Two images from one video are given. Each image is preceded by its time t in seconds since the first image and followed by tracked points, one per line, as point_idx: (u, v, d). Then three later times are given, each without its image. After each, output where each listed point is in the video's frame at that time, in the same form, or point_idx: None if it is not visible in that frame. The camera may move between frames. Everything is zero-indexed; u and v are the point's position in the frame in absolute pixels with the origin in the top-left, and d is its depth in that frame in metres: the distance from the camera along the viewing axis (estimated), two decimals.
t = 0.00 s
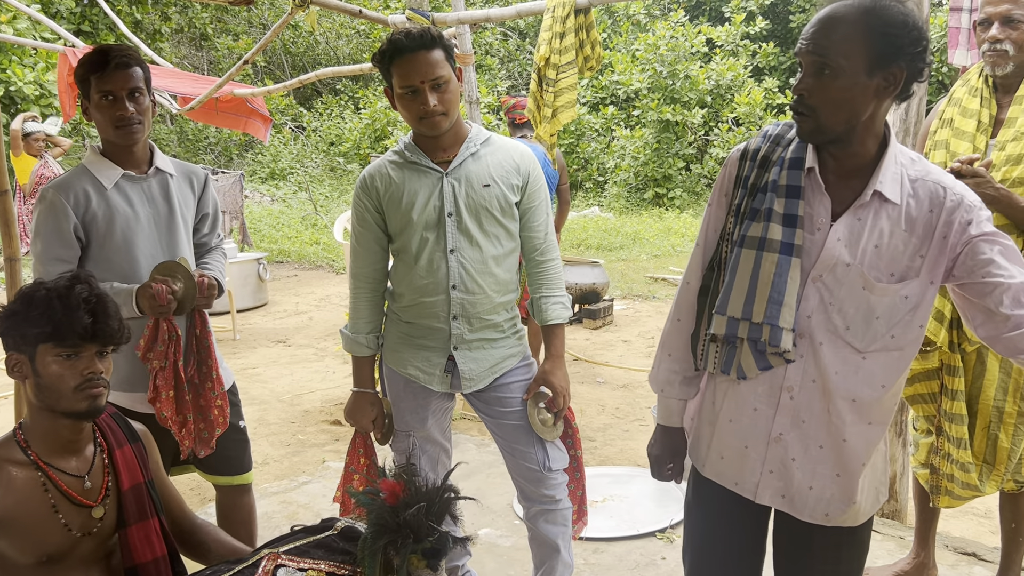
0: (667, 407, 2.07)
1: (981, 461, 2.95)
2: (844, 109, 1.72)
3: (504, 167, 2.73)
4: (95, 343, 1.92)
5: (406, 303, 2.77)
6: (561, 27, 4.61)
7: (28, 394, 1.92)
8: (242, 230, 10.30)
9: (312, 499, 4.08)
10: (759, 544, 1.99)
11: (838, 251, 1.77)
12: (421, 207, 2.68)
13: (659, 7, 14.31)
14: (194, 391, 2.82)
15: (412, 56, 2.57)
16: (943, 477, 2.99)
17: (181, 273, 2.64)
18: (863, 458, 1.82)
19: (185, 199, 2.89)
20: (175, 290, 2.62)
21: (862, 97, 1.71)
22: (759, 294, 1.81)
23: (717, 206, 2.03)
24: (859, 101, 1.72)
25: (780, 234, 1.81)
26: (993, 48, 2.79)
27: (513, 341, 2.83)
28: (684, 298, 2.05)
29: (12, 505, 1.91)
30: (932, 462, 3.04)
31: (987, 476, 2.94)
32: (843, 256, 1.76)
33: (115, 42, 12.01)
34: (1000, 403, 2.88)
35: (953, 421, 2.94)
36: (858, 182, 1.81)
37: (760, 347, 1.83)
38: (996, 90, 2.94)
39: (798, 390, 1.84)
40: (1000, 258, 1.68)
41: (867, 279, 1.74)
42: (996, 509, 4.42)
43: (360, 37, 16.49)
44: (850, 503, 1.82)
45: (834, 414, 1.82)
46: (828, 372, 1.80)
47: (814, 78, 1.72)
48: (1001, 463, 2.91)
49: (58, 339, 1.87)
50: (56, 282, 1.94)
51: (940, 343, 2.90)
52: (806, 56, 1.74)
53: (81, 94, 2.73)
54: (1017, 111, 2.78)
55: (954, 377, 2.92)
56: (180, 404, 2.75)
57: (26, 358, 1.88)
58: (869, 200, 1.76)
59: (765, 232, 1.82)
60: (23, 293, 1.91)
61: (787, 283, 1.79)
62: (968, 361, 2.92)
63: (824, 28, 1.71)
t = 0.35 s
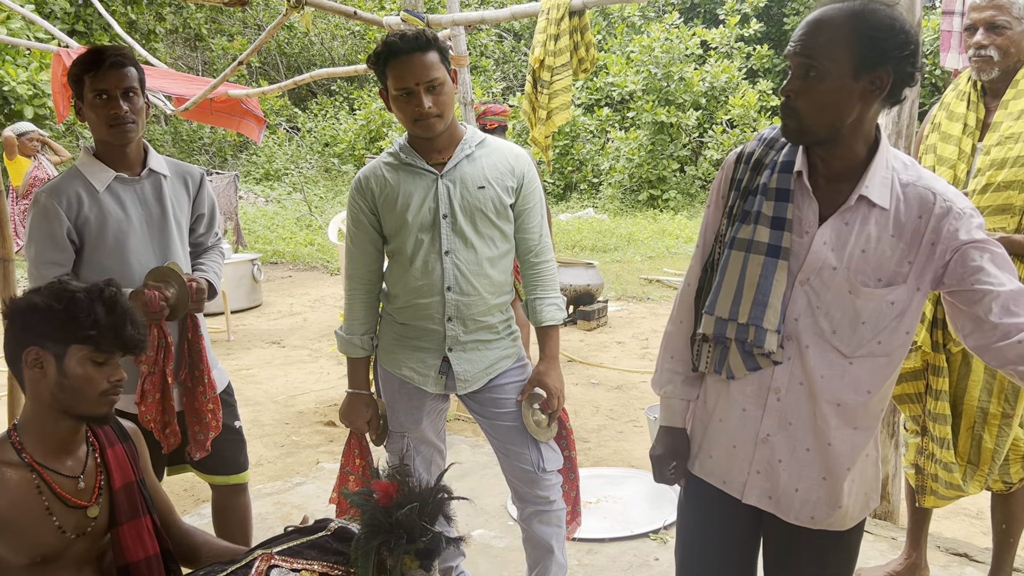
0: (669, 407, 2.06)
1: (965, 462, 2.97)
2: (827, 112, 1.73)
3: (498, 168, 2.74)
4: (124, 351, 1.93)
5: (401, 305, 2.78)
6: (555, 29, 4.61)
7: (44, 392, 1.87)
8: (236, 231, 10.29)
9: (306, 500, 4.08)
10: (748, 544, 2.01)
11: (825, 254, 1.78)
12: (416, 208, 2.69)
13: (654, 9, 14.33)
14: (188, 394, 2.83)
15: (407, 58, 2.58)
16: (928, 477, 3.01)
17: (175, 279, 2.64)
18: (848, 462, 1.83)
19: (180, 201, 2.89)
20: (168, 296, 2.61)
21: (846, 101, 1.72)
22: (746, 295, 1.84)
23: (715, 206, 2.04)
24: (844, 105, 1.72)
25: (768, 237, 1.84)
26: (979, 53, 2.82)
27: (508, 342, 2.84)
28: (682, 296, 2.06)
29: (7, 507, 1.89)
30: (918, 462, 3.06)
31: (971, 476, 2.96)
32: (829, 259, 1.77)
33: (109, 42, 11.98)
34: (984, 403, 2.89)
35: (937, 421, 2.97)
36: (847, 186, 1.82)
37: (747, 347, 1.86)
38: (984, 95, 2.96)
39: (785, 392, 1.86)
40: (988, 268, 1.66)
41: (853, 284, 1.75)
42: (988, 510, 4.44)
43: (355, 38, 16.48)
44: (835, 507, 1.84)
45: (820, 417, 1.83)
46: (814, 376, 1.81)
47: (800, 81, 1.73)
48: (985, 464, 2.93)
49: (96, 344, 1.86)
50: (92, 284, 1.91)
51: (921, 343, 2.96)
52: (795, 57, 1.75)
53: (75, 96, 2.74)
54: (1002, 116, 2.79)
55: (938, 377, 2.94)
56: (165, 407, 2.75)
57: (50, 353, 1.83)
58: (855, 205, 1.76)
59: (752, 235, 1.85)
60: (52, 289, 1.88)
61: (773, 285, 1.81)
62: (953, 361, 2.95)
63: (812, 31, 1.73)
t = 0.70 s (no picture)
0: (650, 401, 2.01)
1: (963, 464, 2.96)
2: (809, 113, 1.74)
3: (496, 170, 2.75)
4: (144, 364, 1.92)
5: (399, 307, 2.78)
6: (554, 32, 4.63)
7: (61, 394, 1.85)
8: (234, 232, 10.29)
9: (303, 502, 4.08)
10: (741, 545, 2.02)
11: (813, 256, 1.79)
12: (415, 210, 2.69)
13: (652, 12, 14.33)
14: (188, 394, 2.84)
15: (406, 61, 2.59)
16: (926, 478, 3.02)
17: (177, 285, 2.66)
18: (839, 463, 1.84)
19: (178, 203, 2.89)
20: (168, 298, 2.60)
21: (828, 102, 1.73)
22: (736, 297, 1.85)
23: (704, 210, 2.05)
24: (827, 105, 1.73)
25: (756, 240, 1.85)
26: (981, 55, 2.83)
27: (506, 344, 2.84)
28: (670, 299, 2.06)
29: (7, 506, 1.89)
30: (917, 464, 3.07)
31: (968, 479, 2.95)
32: (817, 261, 1.78)
33: (108, 43, 11.99)
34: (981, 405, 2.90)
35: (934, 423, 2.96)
36: (833, 188, 1.84)
37: (739, 350, 1.87)
38: (983, 97, 2.97)
39: (776, 393, 1.87)
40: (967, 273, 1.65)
41: (841, 285, 1.76)
42: (984, 512, 4.45)
43: (353, 39, 16.49)
44: (826, 508, 1.85)
45: (811, 419, 1.84)
46: (804, 377, 1.82)
47: (783, 83, 1.74)
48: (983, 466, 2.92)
49: (118, 354, 1.84)
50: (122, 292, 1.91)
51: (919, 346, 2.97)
52: (778, 55, 1.75)
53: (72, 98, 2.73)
54: (999, 118, 2.80)
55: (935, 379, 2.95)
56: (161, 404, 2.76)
57: (71, 357, 1.82)
58: (840, 207, 1.78)
59: (742, 237, 1.87)
60: (79, 293, 1.86)
61: (762, 287, 1.83)
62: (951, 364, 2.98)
63: (794, 33, 1.73)
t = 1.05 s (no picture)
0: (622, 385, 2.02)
1: (962, 467, 2.97)
2: (786, 104, 1.74)
3: (498, 172, 2.75)
4: (148, 367, 1.93)
5: (401, 308, 2.78)
6: (556, 34, 4.63)
7: (65, 396, 1.85)
8: (235, 233, 10.29)
9: (305, 503, 4.08)
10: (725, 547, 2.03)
11: (784, 251, 1.81)
12: (416, 212, 2.69)
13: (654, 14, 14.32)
14: (190, 396, 2.84)
15: (409, 62, 2.59)
16: (926, 481, 3.02)
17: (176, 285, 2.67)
18: (813, 460, 1.84)
19: (179, 205, 2.89)
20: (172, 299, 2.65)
21: (801, 96, 1.74)
22: (712, 292, 1.89)
23: (680, 208, 2.09)
24: (801, 98, 1.74)
25: (731, 237, 1.88)
26: (982, 57, 2.82)
27: (507, 346, 2.85)
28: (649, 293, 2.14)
29: (9, 506, 1.89)
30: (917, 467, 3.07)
31: (968, 481, 2.96)
32: (788, 256, 1.80)
33: (110, 45, 12.02)
34: (980, 408, 2.91)
35: (934, 426, 2.97)
36: (803, 184, 1.86)
37: (714, 346, 1.92)
38: (984, 100, 2.96)
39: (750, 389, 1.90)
40: (905, 267, 1.67)
41: (812, 280, 1.77)
42: (986, 515, 4.45)
43: (355, 41, 16.50)
44: (801, 506, 1.83)
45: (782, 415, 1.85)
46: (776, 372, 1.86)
47: (758, 74, 1.74)
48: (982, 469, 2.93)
49: (123, 357, 1.85)
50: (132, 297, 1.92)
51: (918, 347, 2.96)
52: (752, 49, 1.75)
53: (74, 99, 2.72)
54: (998, 121, 2.81)
55: (935, 382, 2.96)
56: (159, 413, 2.76)
57: (78, 359, 1.82)
58: (809, 200, 1.79)
59: (717, 235, 1.90)
60: (89, 295, 1.87)
61: (737, 284, 1.86)
62: (950, 366, 2.96)
63: (768, 28, 1.73)
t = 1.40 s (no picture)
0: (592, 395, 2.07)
1: (967, 469, 2.97)
2: (751, 101, 1.77)
3: (504, 173, 2.76)
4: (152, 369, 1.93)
5: (406, 309, 2.78)
6: (561, 35, 4.64)
7: (69, 397, 1.86)
8: (240, 234, 10.31)
9: (309, 504, 4.09)
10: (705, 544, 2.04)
11: (754, 245, 1.83)
12: (422, 213, 2.69)
13: (658, 15, 14.32)
14: (196, 397, 2.85)
15: (413, 64, 2.59)
16: (930, 483, 3.01)
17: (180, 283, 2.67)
18: (784, 454, 1.86)
19: (183, 207, 2.90)
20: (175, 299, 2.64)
21: (766, 92, 1.76)
22: (681, 288, 1.88)
23: (650, 204, 2.09)
24: (767, 93, 1.76)
25: (701, 232, 1.89)
26: (986, 59, 2.82)
27: (512, 347, 2.84)
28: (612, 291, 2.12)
29: (15, 506, 1.88)
30: (921, 469, 3.05)
31: (972, 483, 2.96)
32: (758, 250, 1.82)
33: (116, 47, 12.06)
34: (986, 410, 2.90)
35: (938, 428, 2.95)
36: (772, 179, 1.88)
37: (688, 342, 1.87)
38: (988, 102, 2.96)
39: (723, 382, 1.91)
40: (882, 256, 1.67)
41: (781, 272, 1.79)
42: (992, 518, 4.44)
43: (359, 42, 16.53)
44: (771, 500, 1.86)
45: (751, 409, 1.88)
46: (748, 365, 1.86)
47: (725, 73, 1.77)
48: (988, 471, 2.93)
49: (127, 359, 1.85)
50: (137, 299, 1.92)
51: (924, 349, 2.94)
52: (717, 47, 1.78)
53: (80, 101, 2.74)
54: (1003, 123, 2.81)
55: (940, 384, 2.94)
56: (167, 411, 2.75)
57: (82, 360, 1.82)
58: (778, 194, 1.81)
59: (687, 230, 1.90)
60: (94, 296, 1.87)
61: (706, 278, 1.86)
62: (955, 368, 2.95)
63: (730, 29, 1.77)
